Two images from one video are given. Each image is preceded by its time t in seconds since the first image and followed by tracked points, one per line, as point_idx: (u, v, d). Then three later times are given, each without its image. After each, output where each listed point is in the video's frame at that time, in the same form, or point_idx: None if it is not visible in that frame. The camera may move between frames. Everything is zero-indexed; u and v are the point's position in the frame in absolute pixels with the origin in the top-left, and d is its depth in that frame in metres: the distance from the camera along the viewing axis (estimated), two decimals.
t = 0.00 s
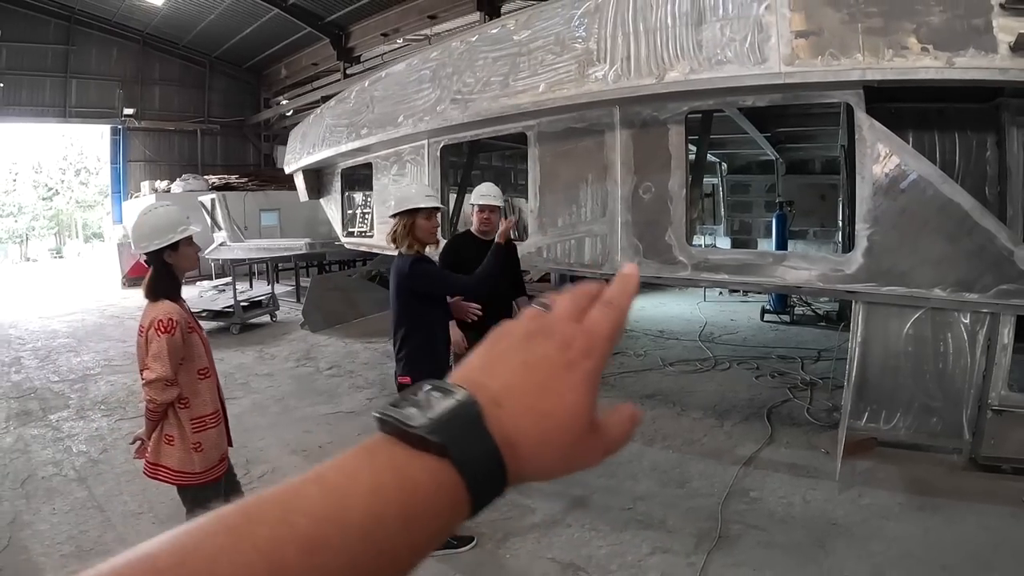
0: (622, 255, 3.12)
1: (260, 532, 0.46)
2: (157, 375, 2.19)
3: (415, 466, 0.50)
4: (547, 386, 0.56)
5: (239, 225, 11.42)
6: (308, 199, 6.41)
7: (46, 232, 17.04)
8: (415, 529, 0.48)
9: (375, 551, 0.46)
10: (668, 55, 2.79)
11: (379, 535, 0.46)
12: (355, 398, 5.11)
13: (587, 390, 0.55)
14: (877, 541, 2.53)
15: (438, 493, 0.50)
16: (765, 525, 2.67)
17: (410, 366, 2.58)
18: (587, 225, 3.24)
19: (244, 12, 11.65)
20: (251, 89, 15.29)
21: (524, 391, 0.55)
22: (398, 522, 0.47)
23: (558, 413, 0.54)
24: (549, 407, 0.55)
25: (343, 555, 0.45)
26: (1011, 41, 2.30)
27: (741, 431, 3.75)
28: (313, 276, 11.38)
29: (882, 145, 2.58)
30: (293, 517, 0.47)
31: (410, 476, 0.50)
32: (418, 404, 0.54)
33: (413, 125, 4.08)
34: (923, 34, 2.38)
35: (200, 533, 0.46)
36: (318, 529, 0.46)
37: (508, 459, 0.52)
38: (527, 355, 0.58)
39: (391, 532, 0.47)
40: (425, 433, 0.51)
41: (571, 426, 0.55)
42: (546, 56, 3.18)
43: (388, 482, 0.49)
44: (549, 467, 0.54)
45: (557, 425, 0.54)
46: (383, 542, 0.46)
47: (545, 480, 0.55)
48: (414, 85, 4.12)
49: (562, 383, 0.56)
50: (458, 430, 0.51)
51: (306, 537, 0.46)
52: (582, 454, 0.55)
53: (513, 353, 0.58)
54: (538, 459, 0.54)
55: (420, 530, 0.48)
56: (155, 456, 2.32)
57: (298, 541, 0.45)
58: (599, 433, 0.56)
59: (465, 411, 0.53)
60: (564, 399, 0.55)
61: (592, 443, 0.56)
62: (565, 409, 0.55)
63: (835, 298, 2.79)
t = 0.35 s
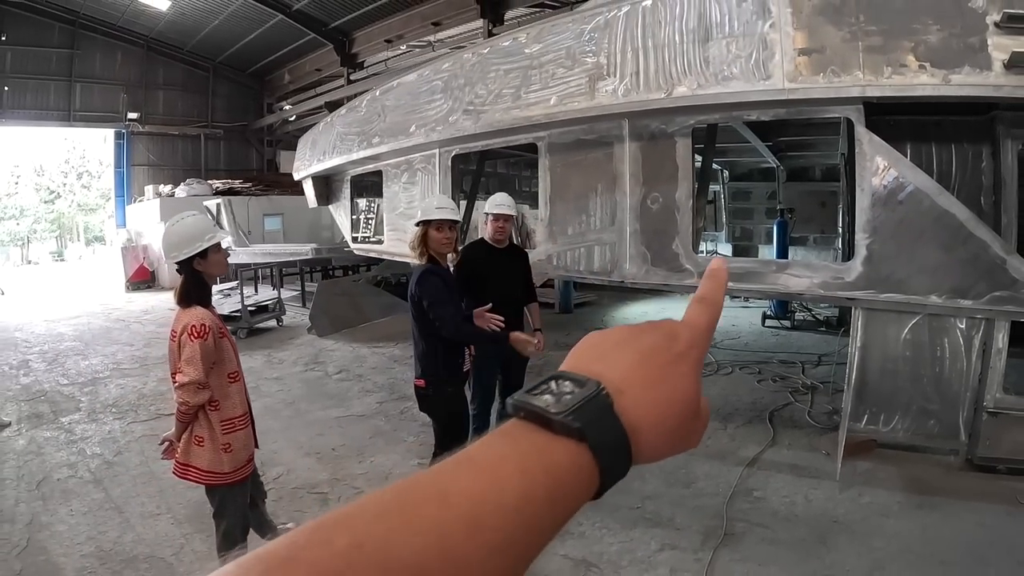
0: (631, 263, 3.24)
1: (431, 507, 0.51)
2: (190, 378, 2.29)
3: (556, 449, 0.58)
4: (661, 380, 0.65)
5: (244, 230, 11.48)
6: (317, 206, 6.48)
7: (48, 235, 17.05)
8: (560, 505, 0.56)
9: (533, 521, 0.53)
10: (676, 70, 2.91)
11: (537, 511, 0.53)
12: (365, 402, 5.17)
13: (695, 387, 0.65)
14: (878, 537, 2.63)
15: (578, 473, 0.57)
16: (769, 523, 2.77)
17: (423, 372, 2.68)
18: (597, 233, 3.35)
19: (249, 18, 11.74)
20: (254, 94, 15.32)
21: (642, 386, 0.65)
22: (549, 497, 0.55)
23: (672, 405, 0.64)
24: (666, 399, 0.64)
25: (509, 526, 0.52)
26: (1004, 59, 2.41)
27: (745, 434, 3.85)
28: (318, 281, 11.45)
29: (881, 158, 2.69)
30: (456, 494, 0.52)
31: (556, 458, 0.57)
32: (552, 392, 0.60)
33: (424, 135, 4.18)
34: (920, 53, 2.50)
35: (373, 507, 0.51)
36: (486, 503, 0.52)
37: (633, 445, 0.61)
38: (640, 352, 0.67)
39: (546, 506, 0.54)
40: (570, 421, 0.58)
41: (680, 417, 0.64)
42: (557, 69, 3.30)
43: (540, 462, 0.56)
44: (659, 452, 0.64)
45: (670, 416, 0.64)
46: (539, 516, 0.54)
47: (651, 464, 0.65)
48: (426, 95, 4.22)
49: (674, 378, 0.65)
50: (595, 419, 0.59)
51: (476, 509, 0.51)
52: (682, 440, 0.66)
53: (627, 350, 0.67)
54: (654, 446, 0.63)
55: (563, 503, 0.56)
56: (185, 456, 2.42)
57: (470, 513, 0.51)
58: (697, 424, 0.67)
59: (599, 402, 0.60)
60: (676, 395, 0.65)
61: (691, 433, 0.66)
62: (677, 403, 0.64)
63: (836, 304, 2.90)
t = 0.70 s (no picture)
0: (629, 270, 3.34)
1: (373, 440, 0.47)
2: (208, 379, 2.40)
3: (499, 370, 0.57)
4: (590, 308, 0.67)
5: (248, 235, 11.58)
6: (322, 212, 6.57)
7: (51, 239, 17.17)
8: (512, 418, 0.56)
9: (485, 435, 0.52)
10: (673, 84, 3.02)
11: (492, 419, 0.53)
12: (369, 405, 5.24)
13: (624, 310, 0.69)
14: (868, 535, 2.73)
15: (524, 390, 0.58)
16: (763, 521, 2.87)
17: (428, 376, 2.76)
18: (597, 241, 3.46)
19: (253, 26, 11.86)
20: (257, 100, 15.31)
21: (578, 310, 0.67)
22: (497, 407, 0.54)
23: (602, 327, 0.67)
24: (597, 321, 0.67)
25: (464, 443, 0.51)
26: (989, 72, 2.52)
27: (741, 436, 3.94)
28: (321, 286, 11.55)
29: (870, 168, 2.79)
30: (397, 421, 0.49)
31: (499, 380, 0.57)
32: (491, 318, 0.60)
33: (429, 144, 4.29)
34: (908, 68, 2.60)
35: (312, 449, 0.47)
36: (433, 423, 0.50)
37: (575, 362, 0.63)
38: (566, 288, 0.69)
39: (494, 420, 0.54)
40: (513, 342, 0.58)
41: (609, 340, 0.68)
42: (558, 83, 3.41)
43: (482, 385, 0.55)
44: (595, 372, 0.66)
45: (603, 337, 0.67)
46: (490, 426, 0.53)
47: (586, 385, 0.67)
48: (430, 106, 4.33)
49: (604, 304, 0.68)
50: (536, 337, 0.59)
51: (431, 428, 0.50)
52: (612, 363, 0.68)
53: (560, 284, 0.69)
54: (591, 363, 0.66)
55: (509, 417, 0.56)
56: (202, 454, 2.52)
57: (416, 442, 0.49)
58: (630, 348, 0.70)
59: (538, 325, 0.61)
60: (603, 319, 0.67)
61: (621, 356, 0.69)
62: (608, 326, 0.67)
63: (828, 310, 2.99)
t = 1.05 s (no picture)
0: (627, 272, 3.45)
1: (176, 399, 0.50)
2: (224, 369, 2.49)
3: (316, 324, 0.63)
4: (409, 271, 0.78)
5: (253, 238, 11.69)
6: (328, 215, 6.68)
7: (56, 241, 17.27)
8: (336, 364, 0.62)
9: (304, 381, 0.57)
10: (669, 92, 3.13)
11: (310, 368, 0.58)
12: (374, 404, 5.33)
13: (437, 273, 0.79)
14: (858, 528, 2.83)
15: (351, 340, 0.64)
16: (756, 514, 2.98)
17: (436, 370, 2.80)
18: (596, 244, 3.57)
19: (258, 31, 11.99)
20: (262, 104, 15.49)
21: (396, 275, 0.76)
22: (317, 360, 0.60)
23: (418, 287, 0.77)
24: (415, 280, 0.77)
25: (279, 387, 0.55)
26: (973, 80, 2.62)
27: (737, 434, 4.05)
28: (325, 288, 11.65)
29: (858, 173, 2.90)
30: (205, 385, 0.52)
31: (318, 332, 0.62)
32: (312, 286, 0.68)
33: (434, 150, 4.40)
34: (893, 77, 2.71)
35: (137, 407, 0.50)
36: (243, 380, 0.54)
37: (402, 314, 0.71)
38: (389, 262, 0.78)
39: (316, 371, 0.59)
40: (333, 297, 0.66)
41: (431, 294, 0.78)
42: (559, 90, 3.53)
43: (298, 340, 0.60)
44: (419, 328, 0.75)
45: (421, 294, 0.76)
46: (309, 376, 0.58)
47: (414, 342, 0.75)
48: (435, 112, 4.45)
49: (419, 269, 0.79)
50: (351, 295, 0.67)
51: (251, 378, 0.55)
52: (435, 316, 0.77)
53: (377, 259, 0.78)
54: (415, 318, 0.74)
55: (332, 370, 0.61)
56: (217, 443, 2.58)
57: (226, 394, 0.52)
58: (448, 303, 0.80)
59: (354, 283, 0.69)
60: (422, 277, 0.78)
61: (443, 312, 0.79)
62: (423, 286, 0.78)
63: (818, 310, 3.09)
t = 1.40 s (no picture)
0: (632, 272, 3.52)
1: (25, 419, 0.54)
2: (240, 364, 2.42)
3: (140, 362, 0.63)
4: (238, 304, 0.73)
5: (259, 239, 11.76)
6: (336, 216, 6.76)
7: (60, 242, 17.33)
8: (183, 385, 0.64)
9: (150, 398, 0.61)
10: (673, 96, 3.20)
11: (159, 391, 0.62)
12: (381, 403, 5.39)
13: (268, 300, 0.73)
14: (857, 522, 2.90)
15: (181, 375, 0.64)
16: (757, 510, 3.05)
17: (450, 367, 2.87)
18: (601, 245, 3.64)
19: (265, 33, 12.06)
20: (268, 106, 15.60)
21: (220, 309, 0.71)
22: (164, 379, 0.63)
23: (245, 318, 0.71)
24: (242, 311, 0.72)
25: (129, 402, 0.59)
26: (970, 84, 2.68)
27: (740, 433, 4.11)
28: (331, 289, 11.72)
29: (859, 176, 2.96)
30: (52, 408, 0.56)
31: (145, 369, 0.63)
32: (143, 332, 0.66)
33: (442, 152, 4.47)
34: (892, 82, 2.77)
35: None
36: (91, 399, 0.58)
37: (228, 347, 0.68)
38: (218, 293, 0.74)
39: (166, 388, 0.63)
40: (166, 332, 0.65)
41: (255, 325, 0.72)
42: (565, 95, 3.61)
43: (131, 370, 0.62)
44: (250, 361, 0.71)
45: (248, 325, 0.71)
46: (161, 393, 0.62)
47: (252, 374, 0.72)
48: (443, 115, 4.52)
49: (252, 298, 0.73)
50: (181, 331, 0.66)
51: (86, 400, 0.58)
52: (259, 351, 0.72)
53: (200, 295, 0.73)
54: (244, 351, 0.70)
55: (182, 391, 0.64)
56: (234, 435, 2.57)
57: (72, 412, 0.56)
58: (277, 335, 0.75)
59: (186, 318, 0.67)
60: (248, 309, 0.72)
61: (275, 340, 0.74)
62: (252, 316, 0.72)
63: (819, 309, 3.16)
